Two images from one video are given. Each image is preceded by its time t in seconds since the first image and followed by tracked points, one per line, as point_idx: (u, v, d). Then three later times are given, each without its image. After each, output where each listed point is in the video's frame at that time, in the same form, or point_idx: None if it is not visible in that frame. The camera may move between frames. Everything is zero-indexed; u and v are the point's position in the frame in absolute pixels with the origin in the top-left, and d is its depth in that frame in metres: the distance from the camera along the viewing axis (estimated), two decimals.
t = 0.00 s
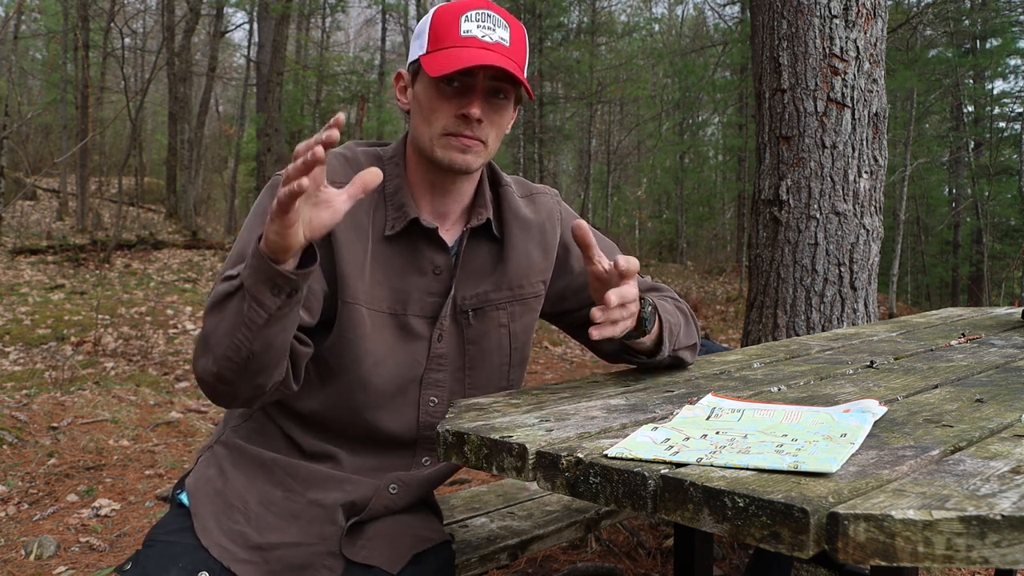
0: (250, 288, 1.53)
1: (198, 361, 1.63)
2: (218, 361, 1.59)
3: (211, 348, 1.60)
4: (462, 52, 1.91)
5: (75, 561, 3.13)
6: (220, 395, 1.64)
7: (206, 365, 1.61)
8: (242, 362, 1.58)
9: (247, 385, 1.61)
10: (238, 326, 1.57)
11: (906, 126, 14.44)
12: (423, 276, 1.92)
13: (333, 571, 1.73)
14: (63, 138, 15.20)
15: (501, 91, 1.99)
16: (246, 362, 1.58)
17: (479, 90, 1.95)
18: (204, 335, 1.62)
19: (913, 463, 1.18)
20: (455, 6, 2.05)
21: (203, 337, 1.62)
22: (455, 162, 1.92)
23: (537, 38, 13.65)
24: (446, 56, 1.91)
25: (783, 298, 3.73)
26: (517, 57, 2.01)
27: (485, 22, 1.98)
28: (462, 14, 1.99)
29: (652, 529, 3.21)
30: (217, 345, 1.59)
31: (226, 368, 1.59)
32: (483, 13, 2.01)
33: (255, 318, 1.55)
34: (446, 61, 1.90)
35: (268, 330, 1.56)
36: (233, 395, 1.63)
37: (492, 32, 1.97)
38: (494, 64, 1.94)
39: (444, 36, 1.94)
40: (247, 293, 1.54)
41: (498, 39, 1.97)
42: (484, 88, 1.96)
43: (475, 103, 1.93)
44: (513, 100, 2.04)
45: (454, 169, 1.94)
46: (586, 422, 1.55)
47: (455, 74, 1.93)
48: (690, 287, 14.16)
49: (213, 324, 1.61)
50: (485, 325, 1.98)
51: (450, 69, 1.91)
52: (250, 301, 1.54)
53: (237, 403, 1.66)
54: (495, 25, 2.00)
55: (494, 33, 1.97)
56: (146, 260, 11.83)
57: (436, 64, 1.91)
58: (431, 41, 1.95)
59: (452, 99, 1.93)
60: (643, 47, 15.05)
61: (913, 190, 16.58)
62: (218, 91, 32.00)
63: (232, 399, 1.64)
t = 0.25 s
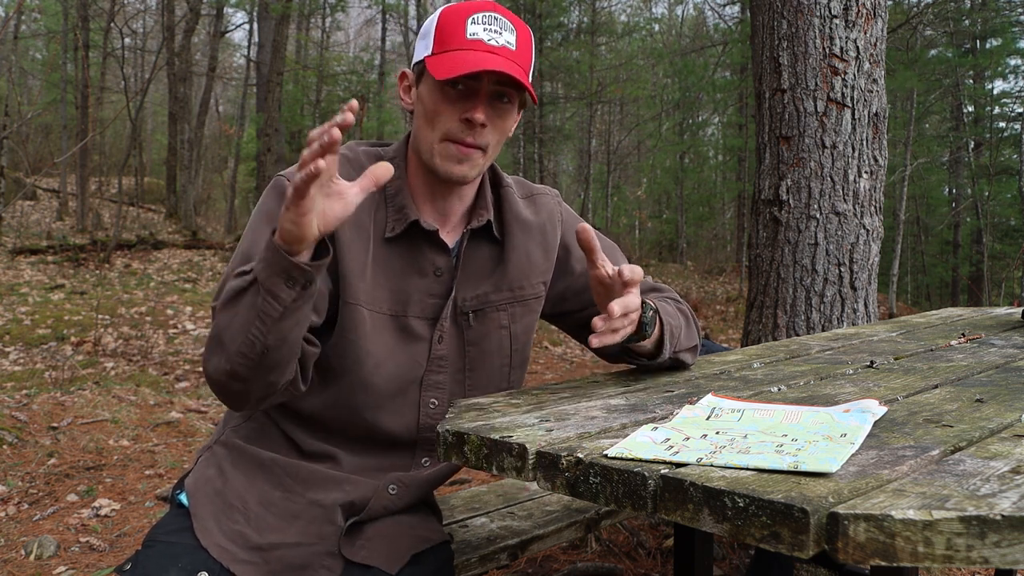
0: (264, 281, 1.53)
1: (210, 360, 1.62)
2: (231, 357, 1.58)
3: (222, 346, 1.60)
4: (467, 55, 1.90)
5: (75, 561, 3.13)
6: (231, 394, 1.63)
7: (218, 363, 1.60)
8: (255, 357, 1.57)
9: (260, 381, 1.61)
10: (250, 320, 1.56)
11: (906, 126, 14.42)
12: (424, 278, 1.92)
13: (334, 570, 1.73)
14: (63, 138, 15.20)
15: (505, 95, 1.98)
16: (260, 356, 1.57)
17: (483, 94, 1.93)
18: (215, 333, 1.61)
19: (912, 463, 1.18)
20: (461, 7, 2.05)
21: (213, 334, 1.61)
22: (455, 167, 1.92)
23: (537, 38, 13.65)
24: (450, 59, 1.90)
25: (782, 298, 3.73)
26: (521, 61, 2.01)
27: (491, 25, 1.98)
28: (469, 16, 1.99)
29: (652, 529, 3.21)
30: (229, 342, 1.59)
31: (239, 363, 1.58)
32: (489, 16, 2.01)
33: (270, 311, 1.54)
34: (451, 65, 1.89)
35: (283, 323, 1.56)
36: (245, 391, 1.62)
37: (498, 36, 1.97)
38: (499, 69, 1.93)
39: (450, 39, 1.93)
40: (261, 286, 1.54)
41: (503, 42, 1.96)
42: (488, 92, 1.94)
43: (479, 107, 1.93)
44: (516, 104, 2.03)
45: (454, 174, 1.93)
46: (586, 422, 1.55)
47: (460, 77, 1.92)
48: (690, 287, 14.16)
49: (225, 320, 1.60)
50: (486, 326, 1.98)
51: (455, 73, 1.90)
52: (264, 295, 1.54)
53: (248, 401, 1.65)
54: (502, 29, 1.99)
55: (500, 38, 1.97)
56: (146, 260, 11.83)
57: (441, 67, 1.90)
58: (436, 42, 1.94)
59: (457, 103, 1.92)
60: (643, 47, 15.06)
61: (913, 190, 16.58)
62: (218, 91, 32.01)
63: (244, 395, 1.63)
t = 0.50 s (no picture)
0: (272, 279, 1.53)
1: (213, 359, 1.62)
2: (236, 355, 1.59)
3: (226, 345, 1.60)
4: (473, 57, 1.90)
5: (75, 561, 3.13)
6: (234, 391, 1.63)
7: (223, 361, 1.60)
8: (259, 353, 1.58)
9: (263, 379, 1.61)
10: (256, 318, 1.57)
11: (907, 126, 14.42)
12: (424, 279, 1.91)
13: (334, 570, 1.73)
14: (63, 138, 15.20)
15: (510, 99, 1.98)
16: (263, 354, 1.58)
17: (489, 97, 1.93)
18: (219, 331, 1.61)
19: (912, 463, 1.18)
20: (467, 9, 2.05)
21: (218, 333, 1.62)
22: (458, 169, 1.92)
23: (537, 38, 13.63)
24: (456, 60, 1.90)
25: (782, 298, 3.73)
26: (528, 66, 2.01)
27: (498, 28, 1.98)
28: (476, 18, 1.99)
29: (652, 529, 3.21)
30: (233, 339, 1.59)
31: (244, 362, 1.58)
32: (495, 19, 2.01)
33: (278, 307, 1.55)
34: (458, 66, 1.89)
35: (289, 321, 1.56)
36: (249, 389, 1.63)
37: (504, 39, 1.97)
38: (505, 72, 1.93)
39: (456, 39, 1.93)
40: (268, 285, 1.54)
41: (510, 46, 1.97)
42: (494, 95, 1.94)
43: (484, 110, 1.92)
44: (521, 108, 2.02)
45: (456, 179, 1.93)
46: (586, 422, 1.55)
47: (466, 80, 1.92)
48: (690, 287, 14.16)
49: (232, 316, 1.60)
50: (486, 327, 1.98)
51: (461, 75, 1.90)
52: (273, 291, 1.54)
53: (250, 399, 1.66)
54: (508, 33, 1.99)
55: (508, 41, 1.97)
56: (146, 260, 11.83)
57: (447, 68, 1.90)
58: (441, 44, 1.94)
59: (461, 105, 1.92)
60: (643, 47, 15.06)
61: (912, 190, 16.57)
62: (218, 91, 32.00)
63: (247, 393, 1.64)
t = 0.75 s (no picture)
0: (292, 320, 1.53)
1: (213, 371, 1.61)
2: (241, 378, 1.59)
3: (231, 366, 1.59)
4: (472, 50, 1.92)
5: (75, 561, 3.13)
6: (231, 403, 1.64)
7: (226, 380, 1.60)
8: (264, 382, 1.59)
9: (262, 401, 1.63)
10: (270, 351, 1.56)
11: (907, 125, 14.42)
12: (425, 280, 1.91)
13: (334, 570, 1.73)
14: (63, 138, 15.21)
15: (508, 92, 2.01)
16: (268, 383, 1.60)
17: (488, 89, 1.97)
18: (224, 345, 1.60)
19: (912, 463, 1.18)
20: (465, 6, 2.06)
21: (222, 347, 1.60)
22: (464, 164, 1.95)
23: (536, 38, 13.61)
24: (455, 54, 1.92)
25: (782, 298, 3.73)
26: (527, 59, 2.03)
27: (495, 22, 1.99)
28: (473, 13, 1.99)
29: (652, 529, 3.21)
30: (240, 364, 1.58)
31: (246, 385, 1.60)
32: (492, 15, 2.01)
33: (291, 347, 1.55)
34: (456, 60, 1.92)
35: (298, 358, 1.57)
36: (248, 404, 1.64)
37: (502, 33, 1.98)
38: (503, 64, 1.96)
39: (454, 34, 1.95)
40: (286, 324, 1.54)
41: (507, 39, 1.98)
42: (492, 87, 1.98)
43: (484, 101, 1.97)
44: (519, 102, 2.06)
45: (459, 171, 1.96)
46: (586, 422, 1.55)
47: (464, 72, 1.95)
48: (690, 287, 14.17)
49: (240, 344, 1.57)
50: (486, 327, 1.98)
51: (460, 68, 1.92)
52: (289, 332, 1.54)
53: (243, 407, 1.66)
54: (505, 26, 2.01)
55: (504, 34, 1.98)
56: (147, 260, 11.84)
57: (446, 62, 1.92)
58: (440, 40, 1.96)
59: (462, 97, 1.96)
60: (643, 47, 15.06)
61: (912, 190, 16.56)
62: (218, 91, 32.01)
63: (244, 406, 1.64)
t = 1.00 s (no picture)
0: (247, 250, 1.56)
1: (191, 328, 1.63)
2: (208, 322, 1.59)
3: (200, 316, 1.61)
4: (481, 63, 1.91)
5: (75, 561, 3.13)
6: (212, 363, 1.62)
7: (197, 329, 1.61)
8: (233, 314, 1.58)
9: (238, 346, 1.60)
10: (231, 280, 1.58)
11: (907, 125, 14.41)
12: (423, 280, 1.91)
13: (333, 570, 1.73)
14: (63, 138, 15.22)
15: (515, 106, 1.99)
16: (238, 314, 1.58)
17: (494, 104, 1.94)
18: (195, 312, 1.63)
19: (912, 463, 1.18)
20: (475, 12, 2.06)
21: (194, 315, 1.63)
22: (464, 173, 1.92)
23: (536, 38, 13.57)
24: (464, 67, 1.91)
25: (782, 298, 3.73)
26: (535, 76, 2.03)
27: (507, 35, 2.00)
28: (485, 25, 2.00)
29: (652, 529, 3.21)
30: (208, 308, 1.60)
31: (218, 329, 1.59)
32: (504, 26, 2.03)
33: (246, 269, 1.56)
34: (465, 73, 1.90)
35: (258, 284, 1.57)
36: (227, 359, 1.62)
37: (512, 49, 1.98)
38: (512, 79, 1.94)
39: (465, 45, 1.94)
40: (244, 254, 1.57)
41: (518, 55, 1.98)
42: (500, 102, 1.95)
43: (489, 117, 1.93)
44: (524, 115, 2.03)
45: (459, 181, 1.94)
46: (586, 422, 1.55)
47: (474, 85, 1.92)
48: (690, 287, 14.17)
49: (207, 280, 1.61)
50: (485, 327, 1.98)
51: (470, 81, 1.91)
52: (243, 252, 1.55)
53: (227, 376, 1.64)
54: (516, 42, 2.01)
55: (515, 49, 1.98)
56: (147, 260, 11.84)
57: (456, 72, 1.90)
58: (450, 47, 1.95)
59: (467, 109, 1.92)
60: (643, 47, 15.06)
61: (912, 190, 16.56)
62: (219, 91, 32.02)
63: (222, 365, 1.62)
